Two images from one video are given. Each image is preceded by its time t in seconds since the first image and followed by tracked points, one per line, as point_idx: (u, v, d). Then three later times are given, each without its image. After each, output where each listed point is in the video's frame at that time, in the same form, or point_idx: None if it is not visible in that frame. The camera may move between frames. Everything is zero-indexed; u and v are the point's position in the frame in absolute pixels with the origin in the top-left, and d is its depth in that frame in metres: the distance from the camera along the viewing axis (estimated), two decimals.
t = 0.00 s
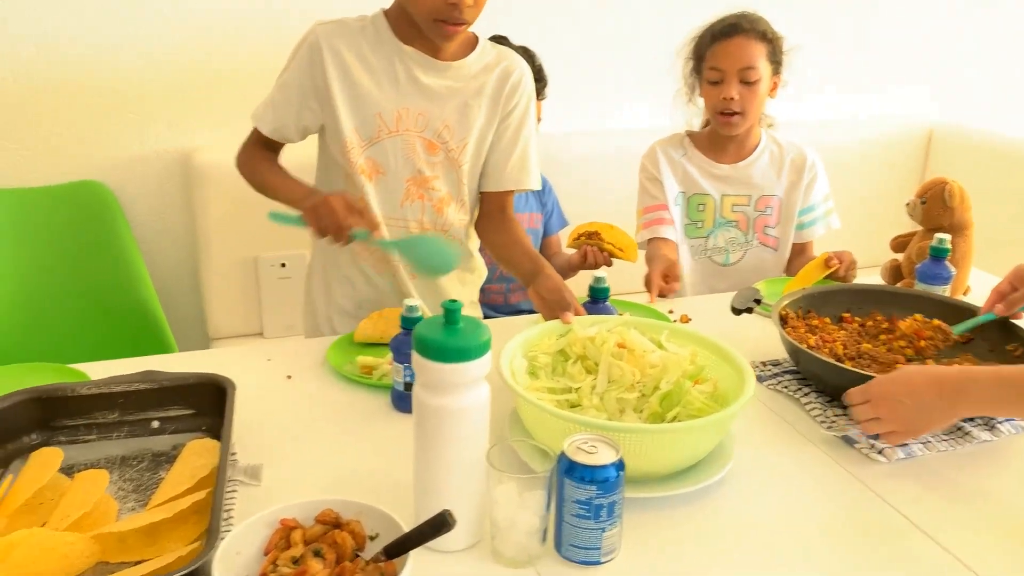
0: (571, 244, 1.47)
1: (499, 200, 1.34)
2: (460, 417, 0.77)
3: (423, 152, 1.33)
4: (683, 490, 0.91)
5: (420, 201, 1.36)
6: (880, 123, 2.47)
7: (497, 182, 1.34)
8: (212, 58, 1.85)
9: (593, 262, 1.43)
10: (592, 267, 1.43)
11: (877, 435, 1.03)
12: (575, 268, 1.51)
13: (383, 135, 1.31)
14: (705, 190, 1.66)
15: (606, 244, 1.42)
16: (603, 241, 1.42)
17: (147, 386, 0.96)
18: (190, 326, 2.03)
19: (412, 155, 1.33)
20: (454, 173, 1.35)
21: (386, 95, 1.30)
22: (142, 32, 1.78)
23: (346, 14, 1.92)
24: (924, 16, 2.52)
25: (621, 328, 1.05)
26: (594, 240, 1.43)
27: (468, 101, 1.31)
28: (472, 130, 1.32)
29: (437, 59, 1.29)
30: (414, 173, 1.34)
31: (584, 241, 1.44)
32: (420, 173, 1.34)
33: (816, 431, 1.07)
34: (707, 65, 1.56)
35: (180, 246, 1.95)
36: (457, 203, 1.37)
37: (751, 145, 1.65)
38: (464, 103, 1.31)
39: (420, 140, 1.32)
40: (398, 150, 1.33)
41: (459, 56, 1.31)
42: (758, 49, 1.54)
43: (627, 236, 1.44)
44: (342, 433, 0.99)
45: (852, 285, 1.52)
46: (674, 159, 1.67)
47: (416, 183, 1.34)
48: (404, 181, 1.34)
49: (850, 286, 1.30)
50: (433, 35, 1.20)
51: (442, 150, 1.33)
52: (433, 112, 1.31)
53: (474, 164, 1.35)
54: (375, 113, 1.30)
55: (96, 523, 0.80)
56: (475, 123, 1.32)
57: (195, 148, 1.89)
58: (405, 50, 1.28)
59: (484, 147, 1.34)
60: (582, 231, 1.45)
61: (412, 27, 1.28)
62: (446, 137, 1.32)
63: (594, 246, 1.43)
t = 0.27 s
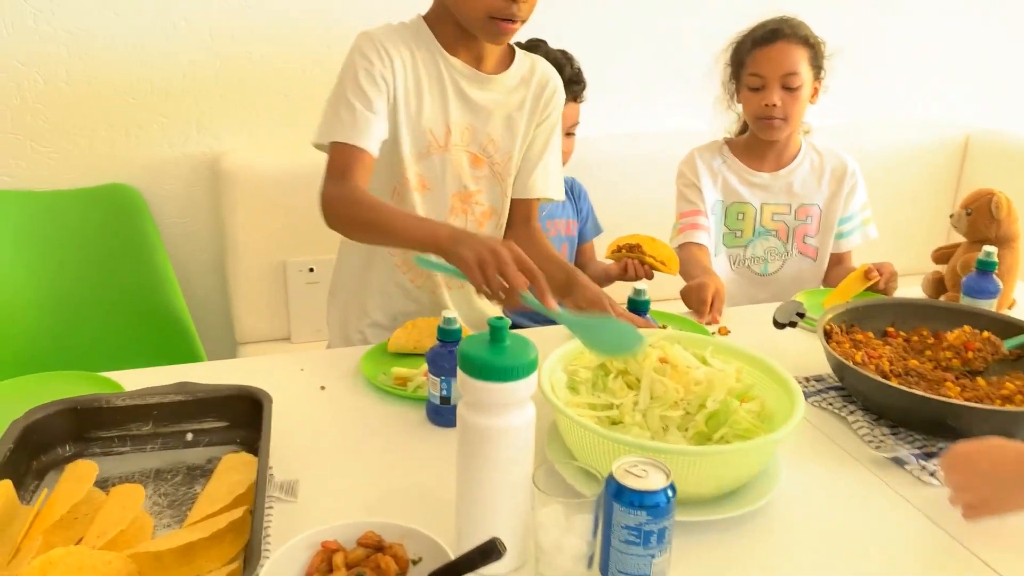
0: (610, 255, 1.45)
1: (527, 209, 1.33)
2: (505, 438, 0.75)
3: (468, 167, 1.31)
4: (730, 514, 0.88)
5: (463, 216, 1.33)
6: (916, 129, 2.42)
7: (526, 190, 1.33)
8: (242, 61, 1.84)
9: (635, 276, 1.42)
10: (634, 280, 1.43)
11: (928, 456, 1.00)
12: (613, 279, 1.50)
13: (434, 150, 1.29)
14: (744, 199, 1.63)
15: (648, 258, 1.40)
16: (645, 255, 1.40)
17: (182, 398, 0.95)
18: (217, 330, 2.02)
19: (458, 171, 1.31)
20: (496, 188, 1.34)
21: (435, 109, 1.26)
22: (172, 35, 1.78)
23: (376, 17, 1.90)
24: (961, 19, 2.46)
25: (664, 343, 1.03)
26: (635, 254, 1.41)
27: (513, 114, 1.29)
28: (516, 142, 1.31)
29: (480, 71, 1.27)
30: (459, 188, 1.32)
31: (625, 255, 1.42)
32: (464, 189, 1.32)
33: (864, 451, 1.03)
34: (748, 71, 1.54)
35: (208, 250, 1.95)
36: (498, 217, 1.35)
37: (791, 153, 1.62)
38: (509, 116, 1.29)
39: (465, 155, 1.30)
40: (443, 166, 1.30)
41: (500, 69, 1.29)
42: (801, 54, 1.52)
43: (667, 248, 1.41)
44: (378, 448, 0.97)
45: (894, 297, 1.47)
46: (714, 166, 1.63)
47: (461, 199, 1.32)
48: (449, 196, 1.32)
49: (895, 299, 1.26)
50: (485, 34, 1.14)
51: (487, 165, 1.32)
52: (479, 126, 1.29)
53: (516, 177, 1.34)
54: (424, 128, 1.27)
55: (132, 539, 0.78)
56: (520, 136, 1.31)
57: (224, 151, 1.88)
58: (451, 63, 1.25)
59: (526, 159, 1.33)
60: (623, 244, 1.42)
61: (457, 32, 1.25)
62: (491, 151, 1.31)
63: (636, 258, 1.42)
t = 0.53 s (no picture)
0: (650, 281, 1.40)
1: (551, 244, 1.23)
2: (551, 500, 0.69)
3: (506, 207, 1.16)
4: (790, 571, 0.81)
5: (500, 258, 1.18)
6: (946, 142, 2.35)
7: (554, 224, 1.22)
8: (254, 82, 1.79)
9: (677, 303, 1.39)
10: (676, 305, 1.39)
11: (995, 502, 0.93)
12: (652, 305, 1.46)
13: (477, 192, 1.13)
14: (779, 222, 1.60)
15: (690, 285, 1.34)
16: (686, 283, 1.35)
17: (201, 447, 0.89)
18: (231, 356, 1.96)
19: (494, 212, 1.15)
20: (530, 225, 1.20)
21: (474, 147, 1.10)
22: (184, 57, 1.73)
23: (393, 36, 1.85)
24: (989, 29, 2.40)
25: (710, 383, 0.97)
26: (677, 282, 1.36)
27: (547, 146, 1.16)
28: (550, 175, 1.19)
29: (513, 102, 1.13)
30: (496, 229, 1.16)
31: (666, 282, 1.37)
32: (502, 228, 1.17)
33: (924, 496, 0.97)
34: (782, 87, 1.50)
35: (222, 274, 1.89)
36: (532, 256, 1.21)
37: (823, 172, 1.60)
38: (542, 148, 1.16)
39: (504, 193, 1.15)
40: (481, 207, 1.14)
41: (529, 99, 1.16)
42: (838, 69, 1.48)
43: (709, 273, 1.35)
44: (408, 498, 0.91)
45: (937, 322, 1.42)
46: (748, 188, 1.61)
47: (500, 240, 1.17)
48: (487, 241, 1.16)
49: (944, 327, 1.20)
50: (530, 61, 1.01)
51: (523, 203, 1.18)
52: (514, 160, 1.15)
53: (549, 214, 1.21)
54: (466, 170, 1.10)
55: None
56: (553, 169, 1.18)
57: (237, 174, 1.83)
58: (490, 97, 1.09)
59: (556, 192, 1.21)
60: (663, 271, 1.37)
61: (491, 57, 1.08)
62: (526, 188, 1.17)
63: (677, 286, 1.37)
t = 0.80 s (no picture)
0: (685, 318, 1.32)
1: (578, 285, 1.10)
2: None
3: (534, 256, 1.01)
4: None
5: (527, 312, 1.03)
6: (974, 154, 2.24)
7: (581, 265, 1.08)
8: (248, 110, 1.69)
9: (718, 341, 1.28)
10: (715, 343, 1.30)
11: None
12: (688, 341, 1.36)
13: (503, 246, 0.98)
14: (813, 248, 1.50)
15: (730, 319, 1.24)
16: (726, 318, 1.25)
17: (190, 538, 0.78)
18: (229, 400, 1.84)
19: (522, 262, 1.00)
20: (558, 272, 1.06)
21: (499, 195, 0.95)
22: (172, 86, 1.63)
23: (394, 58, 1.75)
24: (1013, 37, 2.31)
25: (768, 449, 0.87)
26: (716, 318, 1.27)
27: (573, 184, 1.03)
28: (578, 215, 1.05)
29: (537, 139, 0.98)
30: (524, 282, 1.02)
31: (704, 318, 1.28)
32: (530, 280, 1.02)
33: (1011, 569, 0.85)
34: (814, 104, 1.41)
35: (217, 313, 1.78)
36: (560, 302, 1.08)
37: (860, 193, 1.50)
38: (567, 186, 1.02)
39: (531, 241, 1.01)
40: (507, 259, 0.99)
41: (553, 134, 1.02)
42: (876, 83, 1.39)
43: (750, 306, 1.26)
44: None
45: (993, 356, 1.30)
46: (778, 212, 1.51)
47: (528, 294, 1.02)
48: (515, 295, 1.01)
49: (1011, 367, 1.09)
50: (560, 97, 0.90)
51: (552, 249, 1.03)
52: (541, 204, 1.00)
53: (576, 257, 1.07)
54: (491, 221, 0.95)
55: None
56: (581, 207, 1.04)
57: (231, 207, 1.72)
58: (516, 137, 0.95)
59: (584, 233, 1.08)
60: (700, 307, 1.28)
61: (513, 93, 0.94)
62: (554, 233, 1.03)
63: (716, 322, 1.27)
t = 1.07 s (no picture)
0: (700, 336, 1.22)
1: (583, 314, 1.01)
2: None
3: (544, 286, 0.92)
4: None
5: (537, 346, 0.95)
6: (983, 155, 2.16)
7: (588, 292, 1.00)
8: (223, 122, 1.58)
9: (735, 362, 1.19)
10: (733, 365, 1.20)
11: None
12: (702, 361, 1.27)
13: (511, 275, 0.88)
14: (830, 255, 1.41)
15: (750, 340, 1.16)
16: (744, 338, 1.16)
17: None
18: (208, 427, 1.74)
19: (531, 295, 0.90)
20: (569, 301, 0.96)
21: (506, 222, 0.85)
22: (141, 98, 1.52)
23: (379, 64, 1.65)
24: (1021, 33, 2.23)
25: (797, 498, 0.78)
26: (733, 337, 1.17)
27: (582, 205, 0.93)
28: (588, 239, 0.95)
29: (542, 157, 0.89)
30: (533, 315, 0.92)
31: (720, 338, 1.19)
32: (539, 313, 0.93)
33: None
34: (829, 107, 1.33)
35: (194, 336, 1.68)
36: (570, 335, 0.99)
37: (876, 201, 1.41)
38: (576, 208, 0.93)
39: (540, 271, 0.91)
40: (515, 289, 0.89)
41: (558, 149, 0.93)
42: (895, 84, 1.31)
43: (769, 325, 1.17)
44: None
45: None
46: (793, 220, 1.42)
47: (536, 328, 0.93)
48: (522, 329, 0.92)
49: None
50: (570, 110, 0.80)
51: (563, 278, 0.94)
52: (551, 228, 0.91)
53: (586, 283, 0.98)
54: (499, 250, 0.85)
55: None
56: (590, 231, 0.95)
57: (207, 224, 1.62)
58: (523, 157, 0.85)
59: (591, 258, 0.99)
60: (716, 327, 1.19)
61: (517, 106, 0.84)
62: (564, 260, 0.93)
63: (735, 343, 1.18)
